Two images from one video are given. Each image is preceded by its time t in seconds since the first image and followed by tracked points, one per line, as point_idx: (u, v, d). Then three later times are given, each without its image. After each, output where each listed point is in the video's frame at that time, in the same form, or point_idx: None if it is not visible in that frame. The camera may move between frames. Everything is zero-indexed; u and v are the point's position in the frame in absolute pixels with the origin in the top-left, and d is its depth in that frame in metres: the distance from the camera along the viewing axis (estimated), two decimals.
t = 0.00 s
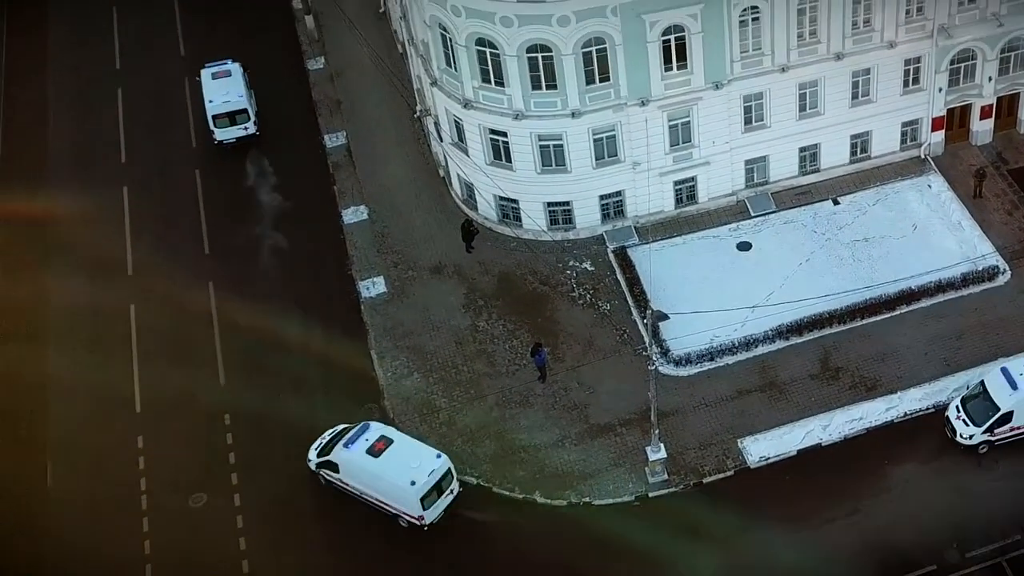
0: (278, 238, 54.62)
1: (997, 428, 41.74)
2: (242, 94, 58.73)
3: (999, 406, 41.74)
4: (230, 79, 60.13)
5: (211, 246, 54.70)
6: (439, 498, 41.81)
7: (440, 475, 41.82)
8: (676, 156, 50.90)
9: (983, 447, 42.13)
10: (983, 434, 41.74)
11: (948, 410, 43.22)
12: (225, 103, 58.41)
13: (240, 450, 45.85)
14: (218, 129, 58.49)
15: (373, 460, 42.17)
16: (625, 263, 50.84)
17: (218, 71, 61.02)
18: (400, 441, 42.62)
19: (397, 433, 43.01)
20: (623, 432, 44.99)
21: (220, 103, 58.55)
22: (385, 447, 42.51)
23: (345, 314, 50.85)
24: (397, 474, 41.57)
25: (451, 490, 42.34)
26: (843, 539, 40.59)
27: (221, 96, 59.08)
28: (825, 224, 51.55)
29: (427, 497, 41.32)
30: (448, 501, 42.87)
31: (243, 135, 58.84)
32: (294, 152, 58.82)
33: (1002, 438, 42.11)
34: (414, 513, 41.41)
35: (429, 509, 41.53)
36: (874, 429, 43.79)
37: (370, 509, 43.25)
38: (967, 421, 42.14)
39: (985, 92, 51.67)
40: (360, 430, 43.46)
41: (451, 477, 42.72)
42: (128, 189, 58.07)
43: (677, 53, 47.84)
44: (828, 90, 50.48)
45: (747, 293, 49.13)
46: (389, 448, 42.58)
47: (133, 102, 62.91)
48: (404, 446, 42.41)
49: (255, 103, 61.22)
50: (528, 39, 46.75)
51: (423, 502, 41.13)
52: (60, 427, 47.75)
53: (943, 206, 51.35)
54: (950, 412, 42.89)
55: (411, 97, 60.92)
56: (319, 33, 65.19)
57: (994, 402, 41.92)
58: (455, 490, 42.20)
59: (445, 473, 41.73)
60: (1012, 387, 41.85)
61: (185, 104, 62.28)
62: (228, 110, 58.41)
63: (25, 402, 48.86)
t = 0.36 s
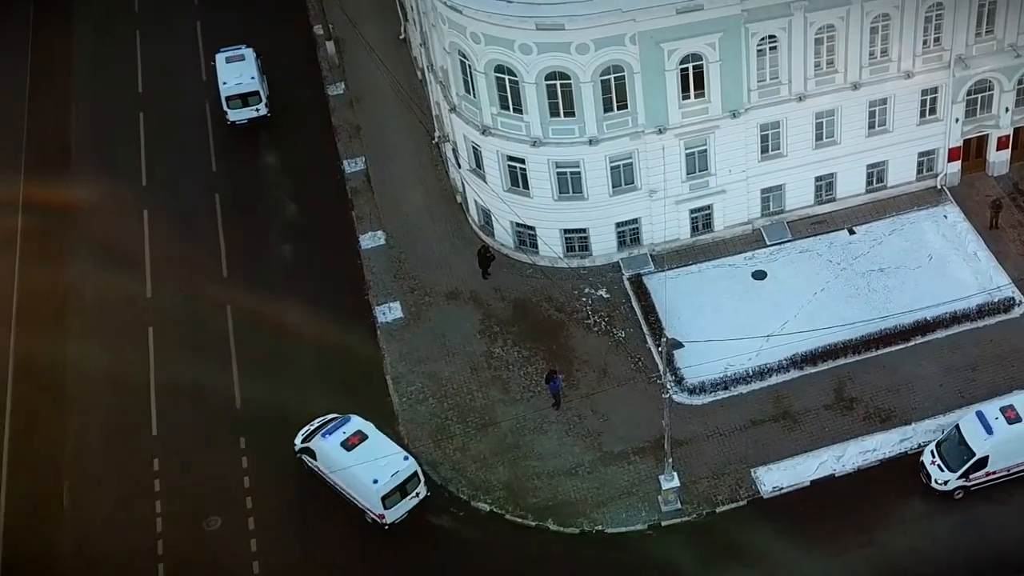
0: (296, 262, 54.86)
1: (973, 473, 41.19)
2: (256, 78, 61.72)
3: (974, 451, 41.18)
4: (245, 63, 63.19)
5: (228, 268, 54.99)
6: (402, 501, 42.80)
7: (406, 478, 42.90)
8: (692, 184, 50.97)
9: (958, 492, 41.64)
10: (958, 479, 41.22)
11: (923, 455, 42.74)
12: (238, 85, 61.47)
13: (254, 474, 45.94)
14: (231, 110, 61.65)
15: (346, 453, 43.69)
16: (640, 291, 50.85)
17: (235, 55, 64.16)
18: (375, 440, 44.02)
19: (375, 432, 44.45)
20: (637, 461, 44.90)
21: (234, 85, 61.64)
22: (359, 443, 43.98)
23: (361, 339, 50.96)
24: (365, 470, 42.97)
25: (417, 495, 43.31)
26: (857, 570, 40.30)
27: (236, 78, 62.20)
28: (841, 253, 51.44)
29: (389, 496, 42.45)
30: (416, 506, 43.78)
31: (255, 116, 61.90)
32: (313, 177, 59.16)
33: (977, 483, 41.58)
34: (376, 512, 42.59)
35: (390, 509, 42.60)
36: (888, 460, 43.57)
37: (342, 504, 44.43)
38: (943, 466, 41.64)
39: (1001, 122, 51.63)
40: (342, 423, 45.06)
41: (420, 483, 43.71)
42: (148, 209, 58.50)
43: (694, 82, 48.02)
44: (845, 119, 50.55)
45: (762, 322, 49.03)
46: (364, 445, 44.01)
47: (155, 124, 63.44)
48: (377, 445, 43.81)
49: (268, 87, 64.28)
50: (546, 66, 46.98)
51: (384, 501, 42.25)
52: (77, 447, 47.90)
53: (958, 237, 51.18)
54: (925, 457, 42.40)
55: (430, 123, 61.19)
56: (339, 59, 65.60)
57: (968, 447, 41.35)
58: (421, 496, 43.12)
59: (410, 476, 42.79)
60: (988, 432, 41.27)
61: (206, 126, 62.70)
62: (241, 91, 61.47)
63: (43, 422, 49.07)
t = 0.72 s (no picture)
0: (313, 286, 55.10)
1: (946, 519, 40.88)
2: (270, 66, 64.49)
3: (946, 496, 40.89)
4: (259, 51, 65.90)
5: (246, 291, 55.25)
6: (374, 494, 44.22)
7: (379, 472, 44.23)
8: (708, 214, 51.03)
9: (932, 539, 41.30)
10: (931, 525, 40.93)
11: (897, 500, 42.41)
12: (253, 72, 64.20)
13: (269, 499, 46.06)
14: (246, 96, 64.41)
15: (327, 440, 45.23)
16: (656, 319, 50.85)
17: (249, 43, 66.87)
18: (358, 431, 45.35)
19: (359, 422, 45.76)
20: (651, 490, 44.78)
21: (249, 72, 64.38)
22: (342, 432, 45.40)
23: (377, 365, 51.11)
24: (340, 459, 44.48)
25: (391, 488, 44.63)
26: None
27: (250, 65, 64.95)
28: (856, 283, 51.31)
29: (361, 488, 43.94)
30: (392, 498, 45.13)
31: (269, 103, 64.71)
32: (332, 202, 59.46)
33: (951, 529, 41.23)
34: (347, 501, 44.16)
35: (361, 500, 44.10)
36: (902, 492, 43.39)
37: (325, 489, 46.08)
38: (915, 512, 41.34)
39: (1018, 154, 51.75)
40: (332, 410, 46.49)
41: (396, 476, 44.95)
42: (168, 230, 58.94)
43: (713, 111, 48.18)
44: (862, 149, 50.64)
45: (778, 352, 48.94)
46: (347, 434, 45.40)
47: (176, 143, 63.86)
48: (359, 435, 45.16)
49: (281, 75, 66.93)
50: (565, 94, 47.30)
51: (354, 493, 43.77)
52: (94, 469, 48.10)
53: (974, 269, 51.02)
54: (898, 502, 42.07)
55: (448, 150, 61.51)
56: (359, 85, 66.08)
57: (941, 492, 41.07)
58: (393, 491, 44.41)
59: (383, 471, 44.11)
60: (961, 476, 41.01)
61: (227, 150, 63.12)
62: (256, 78, 64.23)
63: (60, 443, 49.29)
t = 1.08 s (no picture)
0: (332, 314, 55.41)
1: (918, 566, 40.79)
2: (287, 57, 67.35)
3: (919, 543, 40.81)
4: (276, 42, 68.76)
5: (265, 318, 55.64)
6: (356, 481, 46.19)
7: (363, 459, 46.27)
8: (726, 244, 51.05)
9: None
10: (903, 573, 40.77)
11: (868, 547, 42.20)
12: (270, 62, 67.09)
13: (285, 527, 46.39)
14: (263, 86, 67.37)
15: (321, 424, 47.59)
16: (672, 350, 50.88)
17: (268, 35, 69.80)
18: (351, 418, 47.60)
19: (354, 411, 47.99)
20: (665, 520, 44.70)
21: (266, 62, 67.30)
22: (336, 418, 47.69)
23: (393, 392, 51.29)
24: (329, 443, 46.77)
25: (374, 477, 46.52)
26: None
27: (268, 55, 67.89)
28: (873, 315, 51.20)
29: (343, 473, 46.10)
30: (375, 488, 46.95)
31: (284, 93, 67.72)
32: (351, 229, 59.81)
33: None
34: (330, 486, 46.32)
35: (343, 485, 46.11)
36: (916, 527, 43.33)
37: (317, 475, 48.16)
38: (886, 559, 41.14)
39: None
40: (331, 397, 48.87)
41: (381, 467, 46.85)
42: (189, 255, 59.50)
43: (731, 142, 48.38)
44: (880, 182, 50.66)
45: (793, 384, 48.86)
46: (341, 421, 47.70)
47: (198, 167, 64.44)
48: (351, 423, 47.42)
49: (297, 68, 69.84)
50: (584, 124, 47.58)
51: (336, 476, 45.88)
52: (113, 496, 48.58)
53: (991, 303, 50.91)
54: (871, 549, 41.87)
55: (467, 177, 61.74)
56: (379, 112, 66.50)
57: (913, 539, 40.97)
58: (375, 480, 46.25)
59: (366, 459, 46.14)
60: (933, 523, 40.93)
61: (248, 175, 63.58)
62: (273, 69, 67.22)
63: (81, 470, 49.81)
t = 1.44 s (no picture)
0: (350, 343, 55.65)
1: None
2: (305, 53, 70.31)
3: None
4: (296, 39, 71.83)
5: (283, 346, 55.91)
6: (349, 463, 48.37)
7: (358, 443, 48.48)
8: (743, 277, 51.06)
9: None
10: None
11: None
12: (288, 57, 70.11)
13: (300, 555, 46.46)
14: (282, 81, 70.49)
15: (323, 407, 50.09)
16: (687, 383, 50.86)
17: (289, 33, 72.97)
18: (352, 404, 49.97)
19: (356, 397, 50.39)
20: (680, 553, 44.52)
21: (284, 57, 70.36)
22: (338, 402, 50.14)
23: (410, 421, 51.41)
24: (328, 425, 49.13)
25: (367, 462, 48.62)
26: None
27: (287, 51, 70.97)
28: (889, 351, 51.17)
29: (337, 454, 48.29)
30: (369, 473, 49.04)
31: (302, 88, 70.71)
32: (370, 259, 60.14)
33: None
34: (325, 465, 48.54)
35: (336, 466, 48.33)
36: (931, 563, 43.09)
37: (316, 457, 50.44)
38: None
39: None
40: (337, 383, 51.34)
41: (375, 453, 48.97)
42: (209, 282, 59.93)
43: (749, 175, 48.54)
44: (897, 216, 50.73)
45: (809, 418, 48.79)
46: (342, 405, 50.13)
47: (220, 196, 64.93)
48: (352, 408, 49.80)
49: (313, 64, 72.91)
50: (603, 156, 47.82)
51: (330, 456, 48.15)
52: (129, 521, 48.73)
53: (1008, 340, 50.85)
54: None
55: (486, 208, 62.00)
56: (400, 142, 67.00)
57: None
58: (368, 464, 48.37)
59: (360, 443, 48.31)
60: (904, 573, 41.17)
61: (269, 204, 64.06)
62: (291, 64, 70.23)
63: (97, 495, 50.00)
